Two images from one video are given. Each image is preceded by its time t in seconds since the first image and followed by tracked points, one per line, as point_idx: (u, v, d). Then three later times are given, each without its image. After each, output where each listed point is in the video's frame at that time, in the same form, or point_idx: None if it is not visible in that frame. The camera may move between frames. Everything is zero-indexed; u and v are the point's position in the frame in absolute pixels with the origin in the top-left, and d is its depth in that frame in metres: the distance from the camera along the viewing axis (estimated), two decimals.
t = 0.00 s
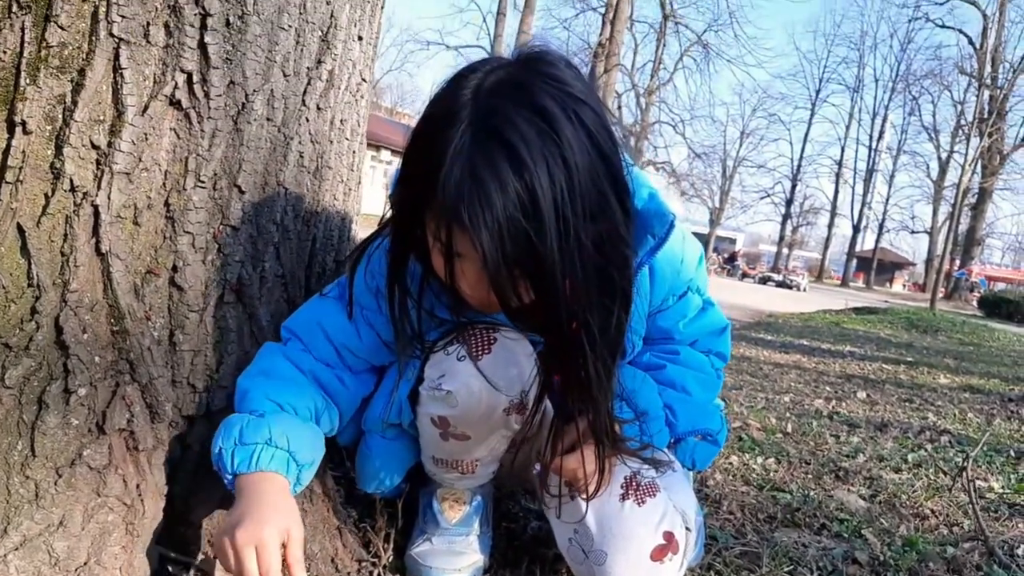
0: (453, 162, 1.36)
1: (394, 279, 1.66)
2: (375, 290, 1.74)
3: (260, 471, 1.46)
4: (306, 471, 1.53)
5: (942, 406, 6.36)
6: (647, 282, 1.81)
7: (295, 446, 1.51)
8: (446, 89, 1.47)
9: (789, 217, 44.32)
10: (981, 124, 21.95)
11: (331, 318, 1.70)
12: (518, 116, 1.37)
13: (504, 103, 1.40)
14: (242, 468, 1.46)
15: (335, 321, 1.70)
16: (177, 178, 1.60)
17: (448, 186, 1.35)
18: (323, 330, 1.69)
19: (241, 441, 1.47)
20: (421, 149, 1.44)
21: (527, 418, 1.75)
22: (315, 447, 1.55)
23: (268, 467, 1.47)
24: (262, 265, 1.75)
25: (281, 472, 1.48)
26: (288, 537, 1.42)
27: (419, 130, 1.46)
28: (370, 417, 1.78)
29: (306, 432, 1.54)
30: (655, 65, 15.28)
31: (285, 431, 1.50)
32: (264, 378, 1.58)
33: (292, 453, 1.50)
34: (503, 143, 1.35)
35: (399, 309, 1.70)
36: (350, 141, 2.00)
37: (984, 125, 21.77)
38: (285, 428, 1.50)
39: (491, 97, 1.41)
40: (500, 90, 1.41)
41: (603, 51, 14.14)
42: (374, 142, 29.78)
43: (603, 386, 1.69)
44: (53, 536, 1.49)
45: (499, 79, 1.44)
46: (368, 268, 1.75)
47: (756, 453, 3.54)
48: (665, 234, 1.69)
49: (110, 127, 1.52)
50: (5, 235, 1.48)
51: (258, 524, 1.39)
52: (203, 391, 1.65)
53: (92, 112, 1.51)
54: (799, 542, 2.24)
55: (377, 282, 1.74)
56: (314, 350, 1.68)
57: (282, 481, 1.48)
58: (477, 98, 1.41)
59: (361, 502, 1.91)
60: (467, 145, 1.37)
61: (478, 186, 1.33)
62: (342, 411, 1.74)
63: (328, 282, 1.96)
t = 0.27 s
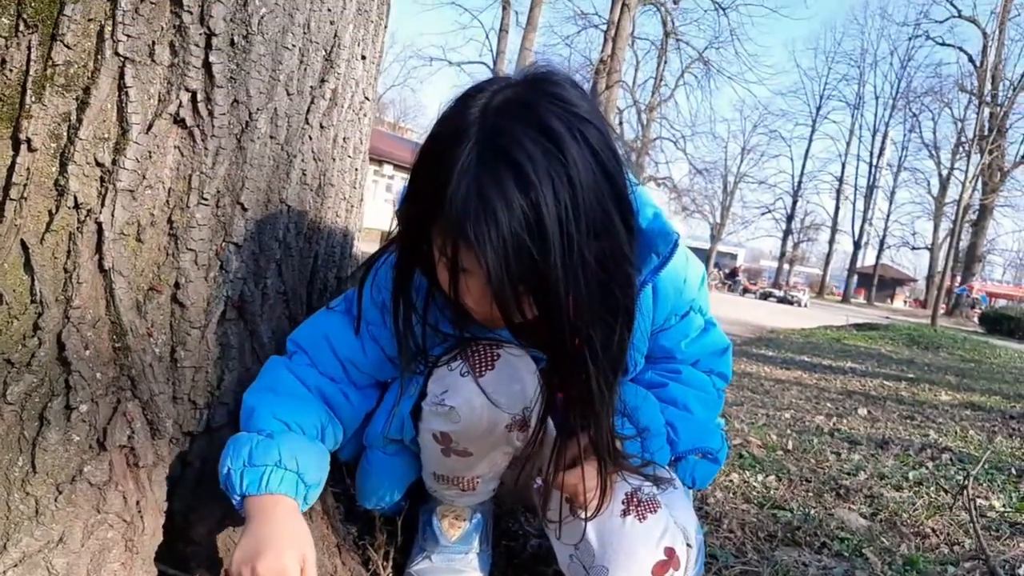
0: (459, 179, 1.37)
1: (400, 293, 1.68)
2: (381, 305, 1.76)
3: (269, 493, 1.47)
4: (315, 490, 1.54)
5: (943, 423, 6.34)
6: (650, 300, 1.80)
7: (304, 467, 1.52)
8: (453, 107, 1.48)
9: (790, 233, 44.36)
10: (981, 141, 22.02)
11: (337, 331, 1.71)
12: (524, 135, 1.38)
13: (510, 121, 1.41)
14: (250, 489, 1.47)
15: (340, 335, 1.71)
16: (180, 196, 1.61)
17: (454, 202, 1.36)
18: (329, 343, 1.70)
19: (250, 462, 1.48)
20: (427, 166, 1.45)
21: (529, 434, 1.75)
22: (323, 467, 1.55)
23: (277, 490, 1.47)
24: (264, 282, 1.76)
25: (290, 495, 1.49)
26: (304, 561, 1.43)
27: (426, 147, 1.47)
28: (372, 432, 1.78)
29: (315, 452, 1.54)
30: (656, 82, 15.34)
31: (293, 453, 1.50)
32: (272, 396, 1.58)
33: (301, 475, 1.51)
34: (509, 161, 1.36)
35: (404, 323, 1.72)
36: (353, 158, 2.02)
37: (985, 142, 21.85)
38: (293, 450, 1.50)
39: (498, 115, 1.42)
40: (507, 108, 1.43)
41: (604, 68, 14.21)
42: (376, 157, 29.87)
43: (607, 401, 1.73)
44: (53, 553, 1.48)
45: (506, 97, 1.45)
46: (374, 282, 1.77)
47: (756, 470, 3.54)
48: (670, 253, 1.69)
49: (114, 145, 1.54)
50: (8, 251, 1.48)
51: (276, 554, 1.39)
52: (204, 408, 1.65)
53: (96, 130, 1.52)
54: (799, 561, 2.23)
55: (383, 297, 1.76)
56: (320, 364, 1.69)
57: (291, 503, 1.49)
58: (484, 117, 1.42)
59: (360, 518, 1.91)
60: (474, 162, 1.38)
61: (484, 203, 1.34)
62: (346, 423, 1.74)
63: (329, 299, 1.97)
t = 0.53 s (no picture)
0: (467, 191, 1.38)
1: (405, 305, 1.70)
2: (382, 321, 1.77)
3: (278, 523, 1.48)
4: (321, 517, 1.55)
5: (940, 438, 6.34)
6: (650, 315, 1.82)
7: (312, 495, 1.53)
8: (461, 120, 1.49)
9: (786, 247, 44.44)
10: (977, 156, 22.12)
11: (340, 348, 1.71)
12: (532, 147, 1.39)
13: (518, 134, 1.42)
14: (259, 517, 1.48)
15: (342, 351, 1.71)
16: (178, 213, 1.62)
17: (461, 213, 1.36)
18: (332, 360, 1.70)
19: (259, 492, 1.48)
20: (435, 178, 1.46)
21: (529, 450, 1.75)
22: (330, 494, 1.56)
23: (286, 520, 1.48)
24: (261, 298, 1.76)
25: (298, 524, 1.50)
26: None
27: (433, 159, 1.48)
28: (371, 448, 1.78)
29: (322, 479, 1.55)
30: (653, 96, 15.41)
31: (301, 481, 1.51)
32: (274, 419, 1.58)
33: (309, 503, 1.52)
34: (517, 173, 1.37)
35: (407, 339, 1.73)
36: (350, 174, 2.02)
37: (980, 157, 21.94)
38: (302, 478, 1.51)
39: (506, 129, 1.43)
40: (515, 122, 1.44)
41: (602, 82, 14.27)
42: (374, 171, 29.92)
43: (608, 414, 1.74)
44: (46, 571, 1.48)
45: (514, 112, 1.46)
46: (376, 299, 1.79)
47: (753, 486, 3.53)
48: (671, 268, 1.71)
49: (113, 162, 1.54)
50: (6, 268, 1.48)
51: None
52: (199, 424, 1.65)
53: (95, 147, 1.53)
54: None
55: (384, 314, 1.78)
56: (322, 381, 1.69)
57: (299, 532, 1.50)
58: (492, 129, 1.43)
59: (356, 535, 1.91)
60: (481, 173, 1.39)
61: (491, 214, 1.35)
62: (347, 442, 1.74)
63: (326, 314, 1.97)
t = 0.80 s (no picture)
0: (479, 205, 1.38)
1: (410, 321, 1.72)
2: (383, 339, 1.79)
3: (287, 553, 1.50)
4: (328, 543, 1.58)
5: (938, 452, 6.33)
6: (651, 331, 1.83)
7: (319, 522, 1.55)
8: (468, 137, 1.50)
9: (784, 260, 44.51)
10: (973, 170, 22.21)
11: (342, 367, 1.72)
12: (544, 159, 1.40)
13: (528, 148, 1.43)
14: (268, 546, 1.50)
15: (345, 370, 1.72)
16: (176, 230, 1.62)
17: (474, 226, 1.36)
18: (334, 379, 1.71)
19: (269, 522, 1.51)
20: (443, 194, 1.46)
21: (529, 467, 1.76)
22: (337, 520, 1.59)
23: (295, 549, 1.51)
24: (258, 314, 1.77)
25: (307, 553, 1.52)
26: None
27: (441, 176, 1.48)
28: (371, 465, 1.78)
29: (329, 506, 1.58)
30: (650, 110, 15.48)
31: (310, 510, 1.54)
32: (278, 444, 1.58)
33: (317, 530, 1.54)
34: (529, 185, 1.38)
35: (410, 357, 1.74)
36: (348, 191, 2.03)
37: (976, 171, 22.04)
38: (310, 507, 1.54)
39: (515, 143, 1.45)
40: (524, 136, 1.45)
41: (599, 96, 14.34)
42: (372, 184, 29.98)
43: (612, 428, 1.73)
44: None
45: (521, 127, 1.47)
46: (379, 316, 1.80)
47: (752, 501, 3.53)
48: (672, 282, 1.75)
49: (111, 179, 1.55)
50: (4, 284, 1.49)
51: None
52: (196, 441, 1.65)
53: (94, 164, 1.53)
54: None
55: (386, 331, 1.80)
56: (325, 400, 1.69)
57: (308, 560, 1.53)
58: (501, 145, 1.44)
59: (353, 552, 1.90)
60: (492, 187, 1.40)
61: (505, 227, 1.35)
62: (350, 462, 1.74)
63: (323, 330, 1.97)
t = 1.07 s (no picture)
0: (496, 220, 1.40)
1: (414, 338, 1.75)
2: (384, 356, 1.81)
3: None
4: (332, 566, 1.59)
5: (936, 466, 6.32)
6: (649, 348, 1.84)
7: (325, 546, 1.57)
8: (477, 154, 1.52)
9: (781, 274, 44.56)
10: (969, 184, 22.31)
11: (342, 386, 1.73)
12: (558, 174, 1.44)
13: (541, 163, 1.46)
14: (274, 570, 1.50)
15: (346, 389, 1.74)
16: (173, 248, 1.63)
17: (492, 241, 1.39)
18: (335, 398, 1.72)
19: (275, 546, 1.51)
20: (456, 210, 1.48)
21: (529, 485, 1.75)
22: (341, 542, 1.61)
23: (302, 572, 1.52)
24: (255, 331, 1.77)
25: None
26: None
27: (453, 193, 1.50)
28: (370, 483, 1.78)
29: (334, 528, 1.59)
30: (647, 124, 15.55)
31: (316, 533, 1.55)
32: (280, 465, 1.59)
33: (323, 553, 1.56)
34: (545, 200, 1.41)
35: (412, 374, 1.76)
36: (345, 208, 2.04)
37: (972, 185, 22.13)
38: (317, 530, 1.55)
39: (527, 159, 1.48)
40: (536, 152, 1.48)
41: (596, 110, 14.41)
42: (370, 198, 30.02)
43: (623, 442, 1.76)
44: None
45: (531, 143, 1.50)
46: (379, 334, 1.82)
47: (750, 517, 3.52)
48: (672, 298, 1.77)
49: (108, 198, 1.55)
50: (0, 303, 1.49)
51: None
52: (192, 459, 1.64)
53: (91, 183, 1.54)
54: None
55: (386, 348, 1.82)
56: (325, 418, 1.70)
57: None
58: (513, 161, 1.47)
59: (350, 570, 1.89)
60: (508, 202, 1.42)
61: (523, 241, 1.38)
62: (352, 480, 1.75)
63: (320, 347, 1.97)
